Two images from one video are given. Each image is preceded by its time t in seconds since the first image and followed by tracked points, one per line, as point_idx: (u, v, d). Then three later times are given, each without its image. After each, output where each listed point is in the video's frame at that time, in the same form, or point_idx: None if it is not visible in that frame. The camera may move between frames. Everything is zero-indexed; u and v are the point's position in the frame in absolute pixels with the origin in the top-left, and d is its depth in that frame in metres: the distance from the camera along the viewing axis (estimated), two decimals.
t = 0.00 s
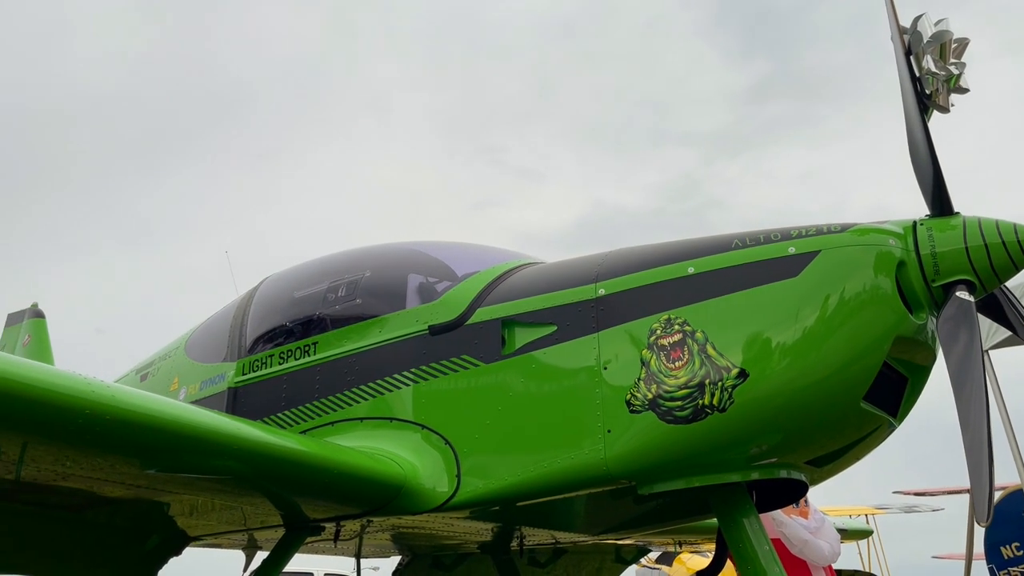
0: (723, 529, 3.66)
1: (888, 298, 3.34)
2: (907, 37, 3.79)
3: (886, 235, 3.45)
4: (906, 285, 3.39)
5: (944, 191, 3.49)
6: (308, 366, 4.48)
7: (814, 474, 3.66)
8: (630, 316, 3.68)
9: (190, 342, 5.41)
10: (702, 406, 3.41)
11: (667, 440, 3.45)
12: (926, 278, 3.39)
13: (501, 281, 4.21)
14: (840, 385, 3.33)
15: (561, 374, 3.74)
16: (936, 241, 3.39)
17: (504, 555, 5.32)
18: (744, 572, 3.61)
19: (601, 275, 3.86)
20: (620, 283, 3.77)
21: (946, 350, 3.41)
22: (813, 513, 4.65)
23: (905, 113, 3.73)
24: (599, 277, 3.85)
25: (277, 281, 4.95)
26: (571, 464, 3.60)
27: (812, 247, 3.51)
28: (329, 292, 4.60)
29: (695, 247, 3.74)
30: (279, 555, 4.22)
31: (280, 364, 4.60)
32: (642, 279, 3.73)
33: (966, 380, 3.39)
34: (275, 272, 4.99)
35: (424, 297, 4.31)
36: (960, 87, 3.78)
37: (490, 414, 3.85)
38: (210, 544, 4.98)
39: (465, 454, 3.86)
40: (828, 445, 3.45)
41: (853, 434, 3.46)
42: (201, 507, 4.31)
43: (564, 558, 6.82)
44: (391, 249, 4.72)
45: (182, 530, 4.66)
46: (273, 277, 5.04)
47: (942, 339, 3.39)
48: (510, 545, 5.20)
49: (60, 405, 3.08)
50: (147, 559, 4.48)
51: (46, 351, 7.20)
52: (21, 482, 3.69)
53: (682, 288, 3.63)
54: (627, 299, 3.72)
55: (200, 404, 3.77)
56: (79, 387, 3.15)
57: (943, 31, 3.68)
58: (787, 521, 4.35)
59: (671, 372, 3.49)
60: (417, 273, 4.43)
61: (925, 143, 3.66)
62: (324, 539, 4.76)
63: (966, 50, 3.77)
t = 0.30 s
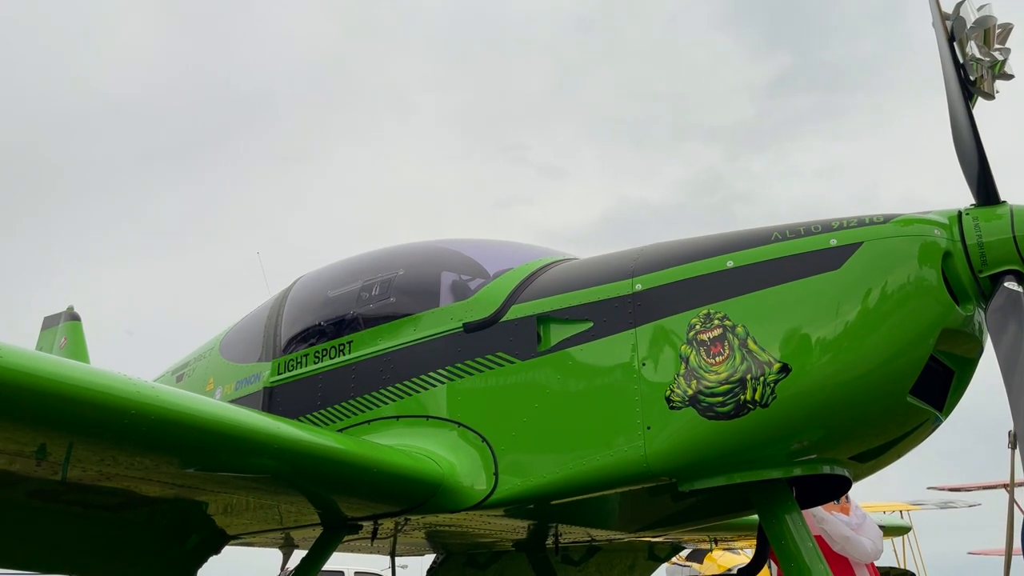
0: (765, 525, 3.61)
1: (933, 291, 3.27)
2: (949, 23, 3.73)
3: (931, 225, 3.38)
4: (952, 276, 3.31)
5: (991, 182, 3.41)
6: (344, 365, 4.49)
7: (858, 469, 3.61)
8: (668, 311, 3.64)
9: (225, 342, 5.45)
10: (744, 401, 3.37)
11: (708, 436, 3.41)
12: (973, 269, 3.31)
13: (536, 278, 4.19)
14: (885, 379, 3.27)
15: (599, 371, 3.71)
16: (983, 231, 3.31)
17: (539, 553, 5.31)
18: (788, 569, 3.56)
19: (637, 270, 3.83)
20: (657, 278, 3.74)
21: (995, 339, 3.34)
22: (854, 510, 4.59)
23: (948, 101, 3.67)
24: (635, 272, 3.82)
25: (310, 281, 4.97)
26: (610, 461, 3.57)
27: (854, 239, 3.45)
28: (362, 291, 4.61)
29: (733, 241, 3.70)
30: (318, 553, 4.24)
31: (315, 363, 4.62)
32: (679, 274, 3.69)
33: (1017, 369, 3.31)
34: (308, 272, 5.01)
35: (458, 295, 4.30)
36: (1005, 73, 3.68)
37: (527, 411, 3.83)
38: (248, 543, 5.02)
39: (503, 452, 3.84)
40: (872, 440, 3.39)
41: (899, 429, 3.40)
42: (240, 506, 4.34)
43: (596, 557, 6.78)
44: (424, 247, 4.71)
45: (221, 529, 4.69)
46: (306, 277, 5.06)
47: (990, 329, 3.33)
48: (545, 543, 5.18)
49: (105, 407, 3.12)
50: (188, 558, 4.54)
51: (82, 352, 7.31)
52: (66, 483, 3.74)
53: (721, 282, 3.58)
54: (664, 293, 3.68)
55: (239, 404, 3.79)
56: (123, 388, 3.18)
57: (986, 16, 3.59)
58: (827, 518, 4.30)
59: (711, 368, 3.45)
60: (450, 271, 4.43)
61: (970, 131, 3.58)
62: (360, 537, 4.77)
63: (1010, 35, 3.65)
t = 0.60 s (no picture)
0: (815, 520, 3.57)
1: (987, 280, 3.20)
2: (998, 8, 3.68)
3: (983, 213, 3.31)
4: (1008, 265, 3.24)
5: None
6: (386, 363, 4.51)
7: (909, 463, 3.55)
8: (713, 305, 3.61)
9: (267, 342, 5.51)
10: (794, 395, 3.33)
11: (758, 430, 3.37)
12: None
13: (577, 273, 4.18)
14: (939, 371, 3.21)
15: (644, 366, 3.69)
16: None
17: (582, 549, 5.30)
18: (840, 565, 3.51)
19: (681, 263, 3.81)
20: (701, 271, 3.71)
21: None
22: (903, 504, 4.52)
23: (999, 86, 3.58)
24: (679, 266, 3.80)
25: (350, 280, 5.00)
26: (658, 457, 3.54)
27: (904, 228, 3.39)
28: (402, 290, 4.63)
29: (778, 233, 3.66)
30: (364, 550, 4.27)
31: (357, 362, 4.65)
32: (725, 267, 3.66)
33: None
34: (348, 271, 5.04)
35: (498, 292, 4.30)
36: None
37: (572, 407, 3.82)
38: (293, 541, 5.08)
39: (548, 449, 3.84)
40: (925, 433, 3.34)
41: (953, 421, 3.33)
42: (288, 504, 4.39)
43: (637, 553, 6.75)
44: (463, 245, 4.72)
45: (268, 526, 4.74)
46: (346, 277, 5.09)
47: None
48: (587, 539, 5.17)
49: (160, 407, 3.15)
50: (236, 556, 4.65)
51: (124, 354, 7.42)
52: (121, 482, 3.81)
53: (768, 274, 3.55)
54: (709, 287, 3.65)
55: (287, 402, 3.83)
56: (178, 388, 3.22)
57: None
58: (876, 513, 4.25)
59: (760, 362, 3.41)
60: (490, 268, 4.43)
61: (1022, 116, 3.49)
62: (404, 535, 4.80)
63: None
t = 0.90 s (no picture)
0: (871, 515, 3.51)
1: None
2: None
3: None
4: None
5: None
6: (431, 361, 4.53)
7: (967, 455, 3.48)
8: (763, 297, 3.57)
9: (311, 342, 5.57)
10: (849, 387, 3.27)
11: (812, 424, 3.32)
12: None
13: (622, 268, 4.15)
14: (1000, 362, 3.12)
15: (694, 360, 3.66)
16: None
17: (628, 546, 5.28)
18: (898, 561, 3.42)
19: (729, 256, 3.78)
20: (750, 264, 3.68)
21: None
22: (959, 498, 4.44)
23: None
24: (727, 258, 3.77)
25: (393, 279, 5.03)
26: (709, 452, 3.50)
27: (960, 215, 3.32)
28: (445, 288, 4.64)
29: (828, 223, 3.61)
30: (413, 548, 4.29)
31: (402, 360, 4.67)
32: (774, 259, 3.62)
33: None
34: (390, 270, 5.07)
35: (541, 288, 4.29)
36: None
37: (620, 403, 3.80)
38: (341, 539, 5.12)
39: (597, 445, 3.82)
40: (985, 425, 3.26)
41: (1014, 413, 3.25)
42: (338, 501, 4.43)
43: (682, 549, 6.69)
44: (504, 242, 4.72)
45: (317, 525, 4.79)
46: (388, 276, 5.12)
47: None
48: (634, 536, 5.14)
49: (216, 407, 3.19)
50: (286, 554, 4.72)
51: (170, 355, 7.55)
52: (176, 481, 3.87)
53: (819, 265, 3.50)
54: (759, 280, 3.61)
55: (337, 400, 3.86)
56: (232, 387, 3.26)
57: None
58: (931, 507, 4.18)
59: (813, 354, 3.36)
60: (532, 264, 4.42)
61: None
62: (451, 532, 4.81)
63: None
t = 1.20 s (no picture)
0: (930, 508, 3.43)
1: None
2: None
3: None
4: None
5: None
6: (475, 358, 4.53)
7: None
8: (815, 288, 3.51)
9: (355, 341, 5.61)
10: (907, 378, 3.20)
11: (869, 417, 3.25)
12: None
13: (667, 261, 4.12)
14: None
15: (745, 353, 3.61)
16: None
17: (676, 542, 5.23)
18: (958, 555, 3.33)
19: (778, 248, 3.72)
20: (800, 254, 3.62)
21: None
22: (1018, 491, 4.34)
23: None
24: (777, 250, 3.71)
25: (435, 277, 5.04)
26: (762, 446, 3.46)
27: (1020, 201, 3.22)
28: (488, 285, 4.63)
29: (880, 212, 3.54)
30: (462, 545, 4.30)
31: (446, 358, 4.68)
32: (825, 249, 3.56)
33: None
34: (432, 268, 5.08)
35: (585, 283, 4.27)
36: None
37: (670, 398, 3.76)
38: (389, 536, 5.16)
39: (646, 441, 3.79)
40: None
41: None
42: (386, 499, 4.46)
43: (729, 546, 6.62)
44: (546, 238, 4.70)
45: (366, 522, 4.83)
46: (430, 274, 5.13)
47: None
48: (682, 532, 5.10)
49: (270, 407, 3.23)
50: (336, 552, 4.76)
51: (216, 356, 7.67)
52: (229, 480, 3.93)
53: (873, 254, 3.42)
54: (810, 270, 3.55)
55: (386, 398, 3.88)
56: (284, 386, 3.29)
57: None
58: (989, 500, 4.10)
59: (868, 345, 3.29)
60: (575, 260, 4.40)
61: None
62: (499, 529, 4.82)
63: None
